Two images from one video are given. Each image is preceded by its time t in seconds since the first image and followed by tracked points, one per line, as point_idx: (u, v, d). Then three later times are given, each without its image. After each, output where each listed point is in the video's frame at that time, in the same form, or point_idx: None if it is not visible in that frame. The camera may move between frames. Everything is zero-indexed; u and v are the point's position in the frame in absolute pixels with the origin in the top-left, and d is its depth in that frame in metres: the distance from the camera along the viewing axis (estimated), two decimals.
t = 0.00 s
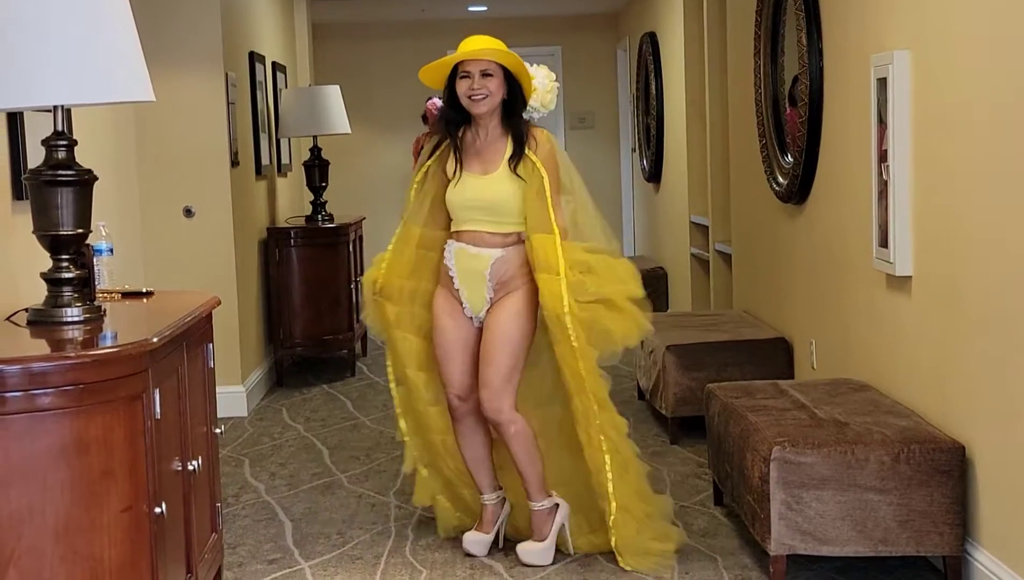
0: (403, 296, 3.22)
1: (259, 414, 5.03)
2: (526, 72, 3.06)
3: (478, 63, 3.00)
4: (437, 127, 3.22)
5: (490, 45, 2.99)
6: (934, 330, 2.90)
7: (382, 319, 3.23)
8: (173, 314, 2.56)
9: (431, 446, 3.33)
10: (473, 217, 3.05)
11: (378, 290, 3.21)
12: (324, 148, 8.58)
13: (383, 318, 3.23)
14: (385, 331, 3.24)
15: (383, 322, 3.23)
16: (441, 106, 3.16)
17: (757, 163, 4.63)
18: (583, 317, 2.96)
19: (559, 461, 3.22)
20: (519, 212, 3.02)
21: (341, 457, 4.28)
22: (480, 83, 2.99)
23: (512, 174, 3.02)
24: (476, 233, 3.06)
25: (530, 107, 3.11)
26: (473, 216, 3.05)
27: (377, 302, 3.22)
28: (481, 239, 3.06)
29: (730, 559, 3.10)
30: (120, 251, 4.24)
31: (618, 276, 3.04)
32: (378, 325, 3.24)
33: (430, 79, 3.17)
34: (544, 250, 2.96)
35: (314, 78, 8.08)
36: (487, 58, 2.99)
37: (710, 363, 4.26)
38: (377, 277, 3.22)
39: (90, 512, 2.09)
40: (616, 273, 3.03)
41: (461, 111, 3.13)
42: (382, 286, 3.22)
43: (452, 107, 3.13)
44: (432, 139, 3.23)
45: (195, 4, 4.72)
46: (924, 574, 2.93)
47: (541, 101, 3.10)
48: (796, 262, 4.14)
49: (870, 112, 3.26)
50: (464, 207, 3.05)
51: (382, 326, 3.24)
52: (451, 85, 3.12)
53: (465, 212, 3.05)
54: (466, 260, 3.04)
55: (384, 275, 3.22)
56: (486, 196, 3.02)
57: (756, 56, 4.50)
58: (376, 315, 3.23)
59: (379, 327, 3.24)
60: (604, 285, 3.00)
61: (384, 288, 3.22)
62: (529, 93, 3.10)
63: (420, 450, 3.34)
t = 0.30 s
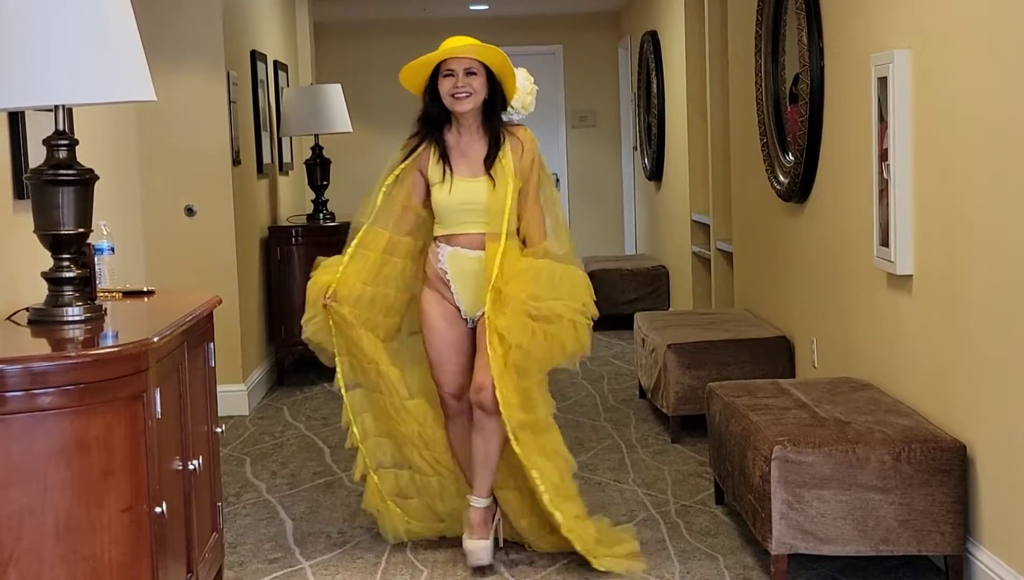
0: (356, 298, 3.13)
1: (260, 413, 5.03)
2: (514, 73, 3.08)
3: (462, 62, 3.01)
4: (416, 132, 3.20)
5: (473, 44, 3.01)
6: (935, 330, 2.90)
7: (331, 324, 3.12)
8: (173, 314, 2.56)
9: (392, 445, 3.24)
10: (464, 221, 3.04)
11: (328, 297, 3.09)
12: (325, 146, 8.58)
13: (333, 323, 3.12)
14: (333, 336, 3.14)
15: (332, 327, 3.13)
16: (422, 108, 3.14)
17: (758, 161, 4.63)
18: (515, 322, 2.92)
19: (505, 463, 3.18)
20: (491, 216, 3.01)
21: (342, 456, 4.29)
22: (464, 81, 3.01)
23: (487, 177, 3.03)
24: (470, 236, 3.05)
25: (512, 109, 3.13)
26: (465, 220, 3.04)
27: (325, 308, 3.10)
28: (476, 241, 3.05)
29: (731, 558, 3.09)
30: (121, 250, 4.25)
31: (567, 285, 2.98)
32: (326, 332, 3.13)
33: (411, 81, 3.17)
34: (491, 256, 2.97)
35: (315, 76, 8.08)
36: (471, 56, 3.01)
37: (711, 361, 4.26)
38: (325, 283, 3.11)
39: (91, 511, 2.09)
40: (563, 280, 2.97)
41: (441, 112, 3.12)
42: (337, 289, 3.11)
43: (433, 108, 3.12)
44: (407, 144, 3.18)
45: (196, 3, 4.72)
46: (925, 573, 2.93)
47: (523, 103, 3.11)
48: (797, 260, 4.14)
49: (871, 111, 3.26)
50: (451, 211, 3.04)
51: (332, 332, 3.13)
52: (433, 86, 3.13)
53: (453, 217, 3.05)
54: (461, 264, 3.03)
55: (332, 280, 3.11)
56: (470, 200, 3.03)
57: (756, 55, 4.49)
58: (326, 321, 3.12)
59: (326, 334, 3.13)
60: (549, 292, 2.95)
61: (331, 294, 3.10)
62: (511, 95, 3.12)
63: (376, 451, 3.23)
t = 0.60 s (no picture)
0: (365, 325, 3.00)
1: (260, 413, 5.03)
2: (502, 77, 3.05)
3: (447, 62, 2.96)
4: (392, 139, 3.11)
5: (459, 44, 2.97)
6: (936, 330, 2.90)
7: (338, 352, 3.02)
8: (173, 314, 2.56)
9: (388, 474, 3.16)
10: (450, 229, 2.96)
11: (336, 327, 2.98)
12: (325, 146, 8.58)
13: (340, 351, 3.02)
14: (338, 363, 3.03)
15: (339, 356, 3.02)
16: (400, 112, 3.06)
17: (758, 160, 4.63)
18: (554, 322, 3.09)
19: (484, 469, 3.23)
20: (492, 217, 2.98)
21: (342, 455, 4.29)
22: (450, 82, 2.96)
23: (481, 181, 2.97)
24: (455, 244, 2.97)
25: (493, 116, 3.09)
26: (450, 229, 2.96)
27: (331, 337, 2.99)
28: (461, 250, 2.98)
29: (732, 558, 3.09)
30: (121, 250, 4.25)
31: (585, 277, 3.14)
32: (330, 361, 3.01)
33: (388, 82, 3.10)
34: (509, 263, 2.98)
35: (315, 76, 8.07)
36: (456, 56, 2.96)
37: (711, 361, 4.26)
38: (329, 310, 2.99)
39: (91, 510, 2.09)
40: (582, 273, 3.14)
41: (420, 116, 3.04)
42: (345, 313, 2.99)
43: (413, 111, 3.05)
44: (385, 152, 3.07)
45: (196, 3, 4.72)
46: (926, 572, 2.93)
47: (504, 111, 3.09)
48: (797, 259, 4.14)
49: (871, 109, 3.25)
50: (438, 222, 2.95)
51: (337, 359, 3.02)
52: (413, 89, 3.06)
53: (439, 227, 2.96)
54: (448, 273, 2.96)
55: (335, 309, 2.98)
56: (460, 205, 2.94)
57: (756, 54, 4.49)
58: (331, 349, 3.01)
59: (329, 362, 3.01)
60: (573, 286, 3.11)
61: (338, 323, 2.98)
62: (493, 102, 3.09)
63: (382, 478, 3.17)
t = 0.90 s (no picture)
0: (341, 320, 2.96)
1: (260, 412, 5.03)
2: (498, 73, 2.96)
3: (442, 56, 2.86)
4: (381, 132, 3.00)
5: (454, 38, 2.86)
6: (935, 329, 2.90)
7: (309, 343, 3.01)
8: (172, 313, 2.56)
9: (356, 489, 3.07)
10: (439, 225, 2.84)
11: (310, 313, 2.98)
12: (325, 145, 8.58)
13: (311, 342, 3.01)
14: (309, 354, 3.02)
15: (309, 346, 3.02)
16: (391, 106, 2.95)
17: (758, 159, 4.63)
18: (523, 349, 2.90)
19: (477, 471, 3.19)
20: (479, 218, 2.89)
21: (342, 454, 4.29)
22: (445, 77, 2.85)
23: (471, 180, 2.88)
24: (443, 242, 2.86)
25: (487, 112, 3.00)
26: (439, 226, 2.84)
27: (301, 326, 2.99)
28: (448, 247, 2.87)
29: (732, 556, 3.10)
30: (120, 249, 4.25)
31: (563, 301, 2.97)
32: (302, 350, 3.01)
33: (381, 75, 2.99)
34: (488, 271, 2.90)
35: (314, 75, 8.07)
36: (451, 51, 2.86)
37: (711, 360, 4.26)
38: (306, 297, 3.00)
39: (91, 509, 2.09)
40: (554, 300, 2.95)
41: (411, 110, 2.94)
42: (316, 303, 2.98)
43: (403, 105, 2.94)
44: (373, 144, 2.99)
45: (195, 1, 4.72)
46: (926, 571, 2.93)
47: (498, 107, 2.99)
48: (797, 258, 4.13)
49: (870, 108, 3.25)
50: (427, 217, 2.83)
51: (306, 349, 3.02)
52: (406, 82, 2.95)
53: (426, 222, 2.83)
54: (441, 272, 2.85)
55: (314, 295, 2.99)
56: (452, 201, 2.84)
57: (756, 52, 4.49)
58: (302, 338, 3.00)
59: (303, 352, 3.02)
60: (544, 313, 2.92)
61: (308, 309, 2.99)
62: (487, 97, 2.99)
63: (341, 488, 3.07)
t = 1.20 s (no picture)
0: (343, 327, 2.93)
1: (259, 409, 5.04)
2: (509, 69, 2.90)
3: (450, 59, 2.81)
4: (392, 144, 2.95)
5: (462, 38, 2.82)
6: (934, 328, 2.90)
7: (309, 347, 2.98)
8: (172, 311, 2.56)
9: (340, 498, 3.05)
10: (457, 234, 2.82)
11: (316, 319, 2.94)
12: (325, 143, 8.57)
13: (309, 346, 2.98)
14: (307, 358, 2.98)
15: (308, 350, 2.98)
16: (402, 118, 2.91)
17: (757, 157, 4.63)
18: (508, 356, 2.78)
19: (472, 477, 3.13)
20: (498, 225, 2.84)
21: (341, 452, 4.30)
22: (456, 79, 2.81)
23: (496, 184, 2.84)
24: (460, 251, 2.83)
25: (502, 111, 2.95)
26: (456, 235, 2.82)
27: (301, 329, 2.97)
28: (467, 257, 2.84)
29: (730, 553, 3.10)
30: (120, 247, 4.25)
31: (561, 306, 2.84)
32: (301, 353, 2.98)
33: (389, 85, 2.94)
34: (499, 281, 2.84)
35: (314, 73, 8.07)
36: (459, 53, 2.82)
37: (711, 357, 4.26)
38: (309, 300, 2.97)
39: (90, 506, 2.10)
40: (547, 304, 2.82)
41: (423, 119, 2.89)
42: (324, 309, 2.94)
43: (415, 114, 2.90)
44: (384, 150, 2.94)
45: None
46: (924, 568, 2.94)
47: (514, 103, 2.94)
48: (796, 255, 4.14)
49: (869, 106, 3.26)
50: (444, 226, 2.81)
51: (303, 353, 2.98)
52: (416, 90, 2.90)
53: (443, 230, 2.81)
54: (456, 284, 2.82)
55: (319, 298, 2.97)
56: (473, 212, 2.80)
57: (755, 50, 4.49)
58: (303, 342, 2.97)
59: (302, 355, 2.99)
60: (535, 324, 2.79)
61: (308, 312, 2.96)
62: (501, 95, 2.95)
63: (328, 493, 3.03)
